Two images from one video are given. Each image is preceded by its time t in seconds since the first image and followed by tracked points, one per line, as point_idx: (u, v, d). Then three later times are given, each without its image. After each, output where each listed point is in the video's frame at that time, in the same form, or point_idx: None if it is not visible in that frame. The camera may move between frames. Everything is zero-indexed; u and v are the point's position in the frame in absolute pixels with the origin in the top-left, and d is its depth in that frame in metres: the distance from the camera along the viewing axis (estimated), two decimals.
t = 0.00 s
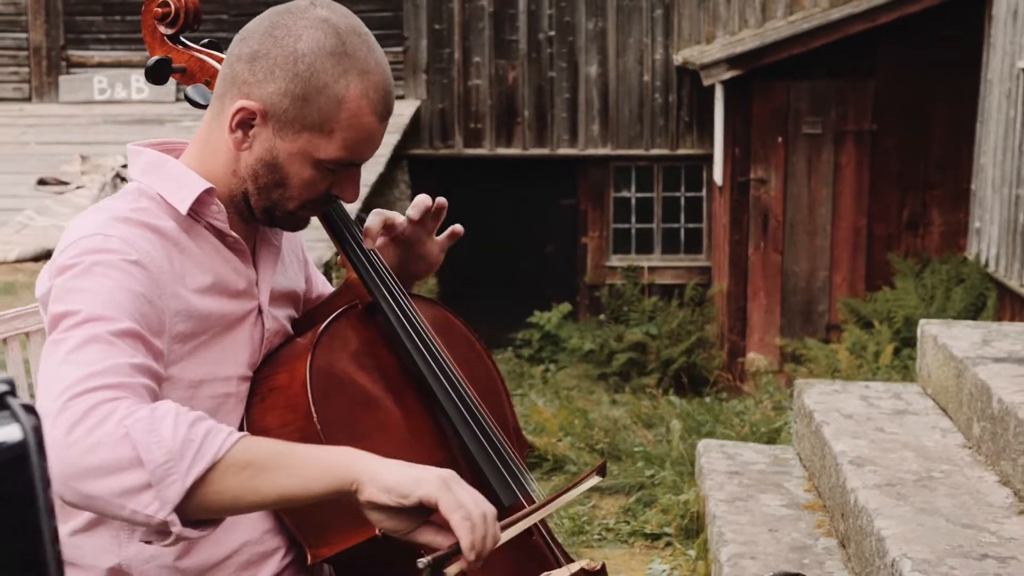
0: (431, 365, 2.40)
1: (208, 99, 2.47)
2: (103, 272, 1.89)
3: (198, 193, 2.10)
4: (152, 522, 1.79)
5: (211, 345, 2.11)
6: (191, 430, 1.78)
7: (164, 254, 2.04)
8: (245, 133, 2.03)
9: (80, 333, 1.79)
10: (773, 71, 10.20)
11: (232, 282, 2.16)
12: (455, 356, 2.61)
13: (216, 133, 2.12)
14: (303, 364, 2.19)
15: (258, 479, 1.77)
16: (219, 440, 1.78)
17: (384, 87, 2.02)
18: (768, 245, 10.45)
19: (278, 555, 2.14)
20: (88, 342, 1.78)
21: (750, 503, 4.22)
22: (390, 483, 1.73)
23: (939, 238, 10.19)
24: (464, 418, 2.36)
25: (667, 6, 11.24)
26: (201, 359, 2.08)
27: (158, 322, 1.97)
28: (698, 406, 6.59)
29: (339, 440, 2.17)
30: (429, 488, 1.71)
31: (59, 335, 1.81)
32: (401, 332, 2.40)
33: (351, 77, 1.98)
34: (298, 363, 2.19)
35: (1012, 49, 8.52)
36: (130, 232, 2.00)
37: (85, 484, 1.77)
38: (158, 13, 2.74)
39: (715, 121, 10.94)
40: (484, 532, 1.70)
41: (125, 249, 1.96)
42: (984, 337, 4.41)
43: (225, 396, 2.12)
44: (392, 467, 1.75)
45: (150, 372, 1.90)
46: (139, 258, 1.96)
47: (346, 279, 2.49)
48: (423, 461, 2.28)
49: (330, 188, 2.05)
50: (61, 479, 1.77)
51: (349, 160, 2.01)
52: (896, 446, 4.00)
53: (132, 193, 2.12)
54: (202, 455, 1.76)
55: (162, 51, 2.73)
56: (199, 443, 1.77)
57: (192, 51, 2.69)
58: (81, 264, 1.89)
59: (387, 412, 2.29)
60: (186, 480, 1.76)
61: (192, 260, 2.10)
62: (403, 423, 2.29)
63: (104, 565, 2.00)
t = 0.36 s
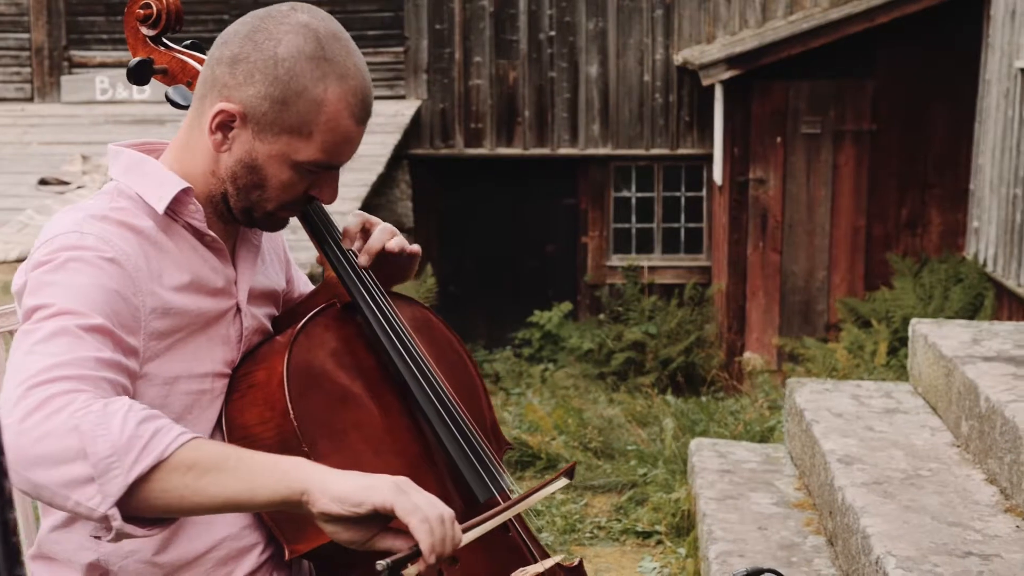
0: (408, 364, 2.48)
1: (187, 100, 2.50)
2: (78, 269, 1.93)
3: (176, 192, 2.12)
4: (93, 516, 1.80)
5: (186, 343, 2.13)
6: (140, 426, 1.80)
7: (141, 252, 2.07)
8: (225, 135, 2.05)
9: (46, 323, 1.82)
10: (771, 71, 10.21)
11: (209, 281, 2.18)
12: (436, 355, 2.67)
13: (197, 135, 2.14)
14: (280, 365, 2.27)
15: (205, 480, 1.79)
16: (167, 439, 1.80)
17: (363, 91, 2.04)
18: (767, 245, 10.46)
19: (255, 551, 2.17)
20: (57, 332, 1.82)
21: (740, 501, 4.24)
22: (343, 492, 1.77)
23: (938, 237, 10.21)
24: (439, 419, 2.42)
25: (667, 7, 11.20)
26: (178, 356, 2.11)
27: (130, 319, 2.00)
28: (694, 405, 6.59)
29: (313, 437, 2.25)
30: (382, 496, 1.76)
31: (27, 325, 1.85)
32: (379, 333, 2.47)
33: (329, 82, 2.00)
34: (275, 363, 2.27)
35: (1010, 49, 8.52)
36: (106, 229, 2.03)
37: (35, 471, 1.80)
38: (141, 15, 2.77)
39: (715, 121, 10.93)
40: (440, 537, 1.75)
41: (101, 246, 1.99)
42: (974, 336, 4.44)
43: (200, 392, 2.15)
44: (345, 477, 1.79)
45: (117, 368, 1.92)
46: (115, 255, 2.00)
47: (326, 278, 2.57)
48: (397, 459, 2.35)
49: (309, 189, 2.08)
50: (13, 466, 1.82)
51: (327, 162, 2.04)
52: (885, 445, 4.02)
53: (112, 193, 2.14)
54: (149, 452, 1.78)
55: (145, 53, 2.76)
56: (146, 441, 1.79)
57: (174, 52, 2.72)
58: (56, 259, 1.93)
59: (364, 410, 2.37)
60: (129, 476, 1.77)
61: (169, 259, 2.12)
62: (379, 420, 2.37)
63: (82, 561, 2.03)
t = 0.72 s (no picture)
0: (386, 356, 2.53)
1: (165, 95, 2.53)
2: (51, 259, 1.98)
3: (150, 184, 2.16)
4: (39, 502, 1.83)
5: (161, 334, 2.18)
6: (89, 415, 1.81)
7: (116, 243, 2.11)
8: (199, 125, 2.10)
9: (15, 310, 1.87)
10: (769, 70, 10.18)
11: (185, 272, 2.22)
12: (411, 345, 2.73)
13: (171, 126, 2.18)
14: (258, 357, 2.30)
15: (149, 474, 1.80)
16: (114, 429, 1.81)
17: (334, 81, 2.10)
18: (765, 243, 10.43)
19: (233, 542, 2.19)
20: (24, 321, 1.86)
21: (730, 497, 4.25)
22: (286, 492, 1.79)
23: (936, 236, 10.22)
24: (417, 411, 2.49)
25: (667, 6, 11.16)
26: (153, 346, 2.16)
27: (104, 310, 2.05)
28: (689, 403, 6.59)
29: (292, 429, 2.30)
30: (326, 497, 1.77)
31: None
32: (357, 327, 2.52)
33: (301, 71, 2.06)
34: (251, 356, 2.31)
35: (1008, 47, 8.51)
36: (80, 220, 2.07)
37: None
38: (121, 11, 2.79)
39: (715, 120, 10.91)
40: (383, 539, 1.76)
41: (74, 236, 2.04)
42: (965, 333, 4.46)
43: (175, 382, 2.20)
44: (288, 478, 1.80)
45: (85, 356, 1.97)
46: (88, 246, 2.05)
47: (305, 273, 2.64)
48: (374, 449, 2.41)
49: (283, 179, 2.12)
50: None
51: (301, 151, 2.08)
52: (874, 441, 4.03)
53: (88, 185, 2.18)
54: (95, 440, 1.80)
55: (125, 48, 2.78)
56: (93, 429, 1.80)
57: (154, 47, 2.74)
58: (30, 249, 1.98)
59: (342, 401, 2.42)
60: (72, 463, 1.79)
61: (145, 250, 2.16)
62: (357, 411, 2.43)
63: (60, 551, 2.08)
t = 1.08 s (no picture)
0: (362, 350, 2.58)
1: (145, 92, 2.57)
2: (29, 252, 2.04)
3: (128, 180, 2.23)
4: (25, 494, 1.90)
5: (138, 327, 2.25)
6: (75, 409, 1.88)
7: (94, 237, 2.19)
8: (179, 126, 2.13)
9: None
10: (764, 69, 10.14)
11: (163, 267, 2.30)
12: (387, 339, 2.79)
13: (152, 125, 2.22)
14: (234, 350, 2.34)
15: (134, 465, 1.88)
16: (100, 423, 1.88)
17: (317, 93, 2.15)
18: (761, 241, 10.40)
19: (209, 534, 2.31)
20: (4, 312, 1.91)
21: (718, 493, 4.26)
22: (266, 488, 1.86)
23: (932, 234, 10.22)
24: (392, 404, 2.54)
25: (664, 4, 11.12)
26: (132, 338, 2.23)
27: (82, 303, 2.12)
28: (682, 400, 6.57)
29: (269, 421, 2.34)
30: (309, 493, 1.86)
31: None
32: (334, 321, 2.56)
33: (285, 81, 2.10)
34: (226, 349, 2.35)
35: (1003, 46, 8.50)
36: (59, 215, 2.14)
37: None
38: (100, 6, 2.81)
39: (712, 119, 10.87)
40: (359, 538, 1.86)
41: (52, 230, 2.11)
42: (953, 330, 4.48)
43: (153, 375, 2.27)
44: (271, 473, 1.88)
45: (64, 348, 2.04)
46: (66, 240, 2.11)
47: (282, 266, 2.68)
48: (349, 442, 2.46)
49: (259, 184, 2.18)
50: None
51: (280, 159, 2.14)
52: (862, 438, 4.04)
53: (67, 179, 2.25)
54: (81, 434, 1.87)
55: (104, 43, 2.80)
56: (80, 423, 1.87)
57: (133, 43, 2.76)
58: (7, 242, 2.03)
59: (319, 394, 2.47)
60: (57, 458, 1.86)
61: (123, 245, 2.24)
62: (333, 404, 2.48)
63: (37, 543, 2.17)
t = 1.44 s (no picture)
0: (351, 348, 2.60)
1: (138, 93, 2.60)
2: (22, 256, 2.10)
3: (117, 180, 2.30)
4: (58, 500, 1.97)
5: (134, 327, 2.31)
6: (97, 410, 1.96)
7: (84, 239, 2.25)
8: (163, 122, 2.25)
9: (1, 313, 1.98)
10: (766, 71, 10.14)
11: (153, 267, 2.36)
12: (376, 338, 2.81)
13: (136, 123, 2.33)
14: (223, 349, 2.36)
15: (163, 461, 1.95)
16: (123, 422, 1.96)
17: (297, 80, 2.26)
18: (763, 244, 10.40)
19: (198, 535, 2.34)
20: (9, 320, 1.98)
21: (714, 495, 4.26)
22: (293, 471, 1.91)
23: (934, 237, 10.21)
24: (381, 403, 2.55)
25: (666, 7, 11.08)
26: (126, 340, 2.29)
27: (76, 303, 2.18)
28: (681, 403, 6.55)
29: (259, 419, 2.37)
30: (332, 475, 1.90)
31: None
32: (323, 320, 2.59)
33: (264, 69, 2.22)
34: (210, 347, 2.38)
35: (1004, 48, 8.49)
36: (51, 217, 2.21)
37: None
38: (93, 7, 2.83)
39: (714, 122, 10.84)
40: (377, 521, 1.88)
41: (43, 232, 2.17)
42: (951, 332, 4.49)
43: (148, 377, 2.32)
44: (296, 458, 1.93)
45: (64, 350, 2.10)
46: (57, 241, 2.17)
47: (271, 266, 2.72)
48: (337, 440, 2.47)
49: (248, 176, 2.29)
50: None
51: (265, 148, 2.25)
52: (858, 440, 4.04)
53: (56, 180, 2.31)
54: (108, 435, 1.94)
55: (96, 44, 2.81)
56: (105, 424, 1.95)
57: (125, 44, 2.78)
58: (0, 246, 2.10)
59: (308, 393, 2.49)
60: (90, 460, 1.93)
61: (113, 245, 2.30)
62: (322, 403, 2.50)
63: (29, 540, 2.21)
